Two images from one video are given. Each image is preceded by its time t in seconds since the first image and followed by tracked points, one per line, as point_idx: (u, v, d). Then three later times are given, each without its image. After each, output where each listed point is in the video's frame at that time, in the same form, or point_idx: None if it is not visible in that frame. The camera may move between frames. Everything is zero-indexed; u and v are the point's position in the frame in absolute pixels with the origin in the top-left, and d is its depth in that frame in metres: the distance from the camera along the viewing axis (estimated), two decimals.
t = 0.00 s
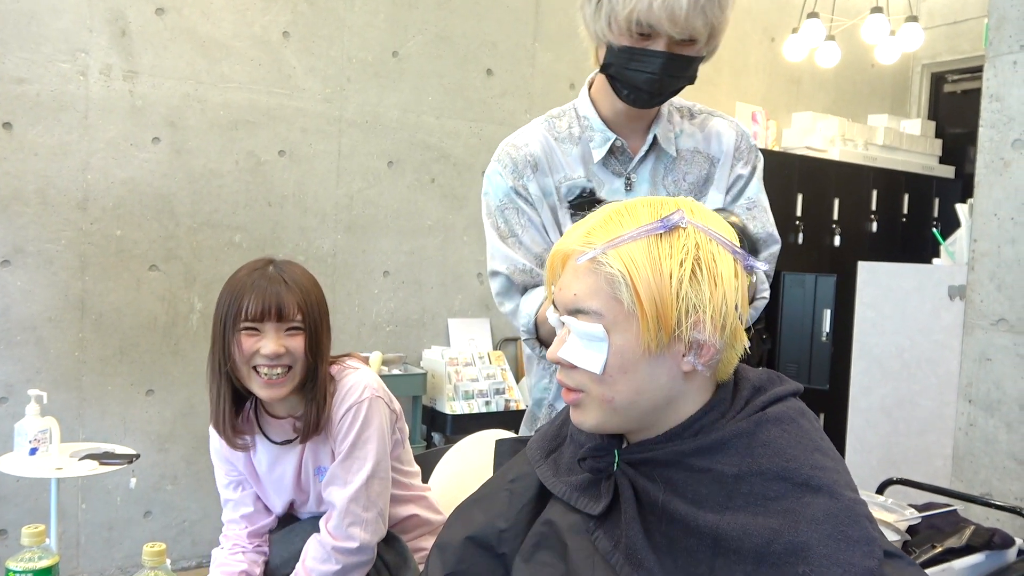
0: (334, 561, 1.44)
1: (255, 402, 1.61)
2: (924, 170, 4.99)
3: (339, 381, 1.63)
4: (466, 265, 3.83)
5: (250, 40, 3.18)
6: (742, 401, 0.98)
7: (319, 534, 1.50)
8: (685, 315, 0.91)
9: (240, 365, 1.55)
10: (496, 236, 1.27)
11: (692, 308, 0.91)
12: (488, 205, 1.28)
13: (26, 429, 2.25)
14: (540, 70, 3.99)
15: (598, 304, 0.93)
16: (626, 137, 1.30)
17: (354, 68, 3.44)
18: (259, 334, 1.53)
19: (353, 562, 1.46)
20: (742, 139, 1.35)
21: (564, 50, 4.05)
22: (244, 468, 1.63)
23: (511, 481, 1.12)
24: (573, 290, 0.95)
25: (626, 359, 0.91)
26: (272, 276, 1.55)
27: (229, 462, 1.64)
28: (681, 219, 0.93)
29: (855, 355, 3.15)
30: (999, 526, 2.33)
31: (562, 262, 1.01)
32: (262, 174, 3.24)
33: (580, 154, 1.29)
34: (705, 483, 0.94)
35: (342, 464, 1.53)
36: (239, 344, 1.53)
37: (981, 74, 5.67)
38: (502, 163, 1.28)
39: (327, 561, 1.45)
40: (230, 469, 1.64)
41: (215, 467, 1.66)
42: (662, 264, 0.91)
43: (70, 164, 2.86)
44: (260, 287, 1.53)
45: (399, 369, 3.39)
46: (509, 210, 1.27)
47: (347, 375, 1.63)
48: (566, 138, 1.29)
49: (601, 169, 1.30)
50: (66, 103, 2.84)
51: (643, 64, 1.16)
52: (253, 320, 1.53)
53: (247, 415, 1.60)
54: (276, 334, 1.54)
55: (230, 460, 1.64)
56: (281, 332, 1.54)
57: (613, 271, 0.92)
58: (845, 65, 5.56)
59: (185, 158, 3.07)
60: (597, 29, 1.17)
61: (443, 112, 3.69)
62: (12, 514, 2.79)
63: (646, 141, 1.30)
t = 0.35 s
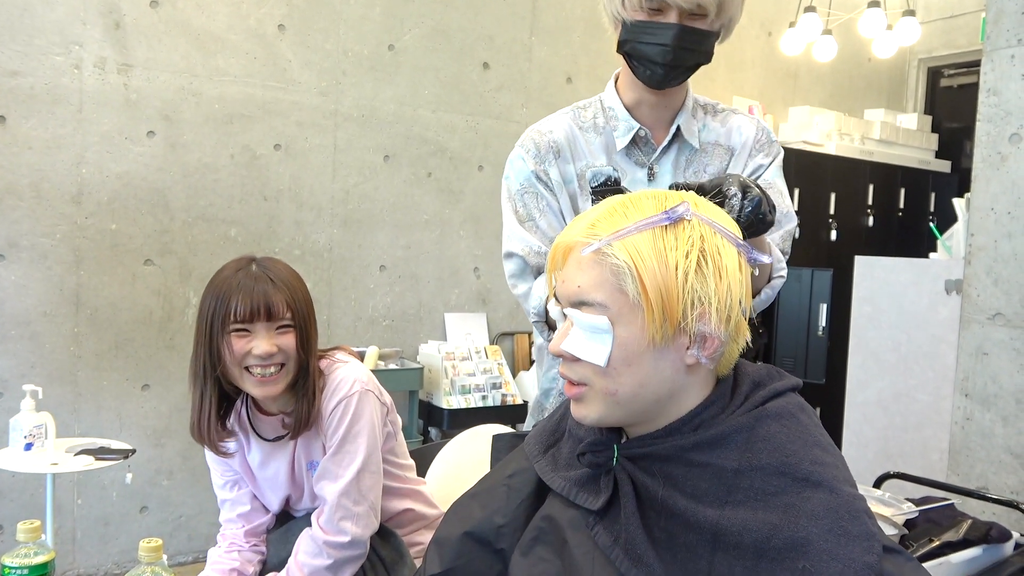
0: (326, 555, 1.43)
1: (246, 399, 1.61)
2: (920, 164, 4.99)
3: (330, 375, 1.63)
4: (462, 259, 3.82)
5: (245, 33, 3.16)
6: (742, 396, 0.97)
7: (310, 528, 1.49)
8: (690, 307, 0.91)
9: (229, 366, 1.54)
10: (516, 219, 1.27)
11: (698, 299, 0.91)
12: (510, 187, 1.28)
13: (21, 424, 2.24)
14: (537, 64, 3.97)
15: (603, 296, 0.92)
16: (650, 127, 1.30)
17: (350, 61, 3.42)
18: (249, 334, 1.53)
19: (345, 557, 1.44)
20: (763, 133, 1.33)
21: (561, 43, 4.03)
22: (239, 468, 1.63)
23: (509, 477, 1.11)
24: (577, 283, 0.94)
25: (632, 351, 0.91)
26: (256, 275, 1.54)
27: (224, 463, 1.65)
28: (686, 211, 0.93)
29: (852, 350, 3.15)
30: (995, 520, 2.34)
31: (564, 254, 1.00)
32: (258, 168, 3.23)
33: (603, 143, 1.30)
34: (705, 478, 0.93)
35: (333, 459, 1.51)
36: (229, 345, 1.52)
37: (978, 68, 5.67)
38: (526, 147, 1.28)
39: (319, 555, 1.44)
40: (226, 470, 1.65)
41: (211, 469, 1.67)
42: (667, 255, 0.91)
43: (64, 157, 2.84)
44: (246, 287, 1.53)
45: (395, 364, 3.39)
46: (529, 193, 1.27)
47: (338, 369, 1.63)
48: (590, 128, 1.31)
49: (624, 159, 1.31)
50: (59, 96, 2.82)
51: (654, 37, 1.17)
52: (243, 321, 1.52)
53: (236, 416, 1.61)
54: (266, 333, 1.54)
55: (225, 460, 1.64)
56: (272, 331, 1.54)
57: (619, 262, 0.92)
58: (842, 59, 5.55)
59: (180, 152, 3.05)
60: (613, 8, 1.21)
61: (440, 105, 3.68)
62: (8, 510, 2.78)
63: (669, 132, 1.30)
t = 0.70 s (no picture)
0: (321, 553, 1.43)
1: (242, 396, 1.60)
2: (917, 162, 4.99)
3: (325, 372, 1.62)
4: (459, 257, 3.82)
5: (241, 31, 3.15)
6: (741, 392, 0.97)
7: (306, 526, 1.48)
8: (690, 300, 0.90)
9: (227, 361, 1.54)
10: (521, 219, 1.27)
11: (698, 293, 0.91)
12: (515, 188, 1.29)
13: (17, 423, 2.23)
14: (534, 61, 3.96)
15: (603, 289, 0.92)
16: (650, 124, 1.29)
17: (346, 59, 3.42)
18: (249, 330, 1.53)
19: (342, 554, 1.45)
20: (764, 124, 1.29)
21: (558, 41, 4.03)
22: (235, 466, 1.62)
23: (508, 472, 1.11)
24: (578, 276, 0.94)
25: (632, 344, 0.90)
26: (258, 271, 1.54)
27: (220, 462, 1.64)
28: (686, 206, 0.92)
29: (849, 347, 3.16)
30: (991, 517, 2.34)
31: (564, 249, 1.00)
32: (254, 166, 3.22)
33: (605, 142, 1.30)
34: (703, 473, 0.93)
35: (329, 455, 1.51)
36: (229, 340, 1.52)
37: (974, 65, 5.68)
38: (532, 149, 1.29)
39: (315, 553, 1.43)
40: (222, 468, 1.64)
41: (207, 467, 1.66)
42: (668, 250, 0.91)
43: (59, 155, 2.83)
44: (248, 283, 1.52)
45: (392, 362, 3.39)
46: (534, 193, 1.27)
47: (333, 366, 1.62)
48: (593, 128, 1.31)
49: (626, 157, 1.31)
50: (54, 94, 2.81)
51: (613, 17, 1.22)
52: (243, 317, 1.52)
53: (231, 412, 1.60)
54: (266, 330, 1.54)
55: (221, 459, 1.64)
56: (272, 328, 1.54)
57: (620, 256, 0.91)
58: (838, 56, 5.55)
59: (176, 150, 3.04)
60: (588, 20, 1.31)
61: (436, 103, 3.67)
62: (4, 509, 2.77)
63: (668, 129, 1.29)
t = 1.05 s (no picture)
0: (317, 547, 1.42)
1: (240, 391, 1.60)
2: (915, 158, 4.99)
3: (323, 365, 1.63)
4: (458, 254, 3.81)
5: (238, 26, 3.14)
6: (741, 387, 0.97)
7: (301, 521, 1.48)
8: (691, 294, 0.90)
9: (226, 352, 1.54)
10: (511, 213, 1.32)
11: (699, 286, 0.91)
12: (511, 178, 1.34)
13: (14, 419, 2.22)
14: (533, 57, 3.95)
15: (605, 282, 0.92)
16: (650, 121, 1.28)
17: (344, 54, 3.41)
18: (249, 319, 1.54)
19: (336, 548, 1.44)
20: (764, 114, 1.28)
21: (556, 37, 4.02)
22: (232, 464, 1.62)
23: (508, 465, 1.11)
24: (579, 270, 0.94)
25: (633, 337, 0.90)
26: (252, 261, 1.55)
27: (218, 461, 1.64)
28: (688, 199, 0.92)
29: (847, 343, 3.16)
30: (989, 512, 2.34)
31: (566, 244, 0.99)
32: (252, 161, 3.21)
33: (608, 140, 1.30)
34: (703, 468, 0.93)
35: (324, 449, 1.51)
36: (229, 330, 1.52)
37: (972, 62, 5.68)
38: (533, 143, 1.33)
39: (310, 547, 1.43)
40: (220, 467, 1.64)
41: (205, 466, 1.67)
42: (669, 243, 0.91)
43: (57, 151, 2.82)
44: (244, 272, 1.53)
45: (390, 359, 3.39)
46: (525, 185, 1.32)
47: (332, 359, 1.63)
48: (596, 126, 1.30)
49: (628, 154, 1.30)
50: (52, 89, 2.80)
51: (637, 44, 1.18)
52: (243, 305, 1.53)
53: (230, 410, 1.59)
54: (267, 317, 1.55)
55: (218, 458, 1.63)
56: (272, 315, 1.55)
57: (622, 249, 0.91)
58: (836, 52, 5.55)
59: (173, 146, 3.03)
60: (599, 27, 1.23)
61: (435, 99, 3.66)
62: (2, 505, 2.76)
63: (670, 126, 1.28)
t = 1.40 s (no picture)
0: (310, 545, 1.42)
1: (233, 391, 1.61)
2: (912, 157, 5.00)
3: (316, 364, 1.63)
4: (455, 253, 3.82)
5: (236, 25, 3.14)
6: (737, 387, 0.97)
7: (296, 519, 1.48)
8: (685, 295, 0.90)
9: (217, 354, 1.54)
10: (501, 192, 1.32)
11: (693, 288, 0.91)
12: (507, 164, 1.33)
13: (11, 418, 2.22)
14: (531, 56, 3.95)
15: (599, 284, 0.92)
16: (653, 124, 1.30)
17: (342, 53, 3.40)
18: (238, 320, 1.54)
19: (329, 547, 1.43)
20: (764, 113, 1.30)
21: (554, 35, 4.02)
22: (227, 463, 1.63)
23: (505, 465, 1.11)
24: (574, 271, 0.94)
25: (628, 338, 0.90)
26: (240, 262, 1.55)
27: (213, 460, 1.65)
28: (682, 200, 0.93)
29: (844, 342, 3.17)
30: (985, 511, 2.35)
31: (560, 245, 0.99)
32: (250, 160, 3.21)
33: (610, 140, 1.31)
34: (697, 468, 0.93)
35: (317, 448, 1.51)
36: (219, 331, 1.52)
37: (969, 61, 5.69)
38: (537, 135, 1.31)
39: (303, 546, 1.43)
40: (215, 467, 1.65)
41: (200, 466, 1.67)
42: (662, 244, 0.91)
43: (54, 149, 2.82)
44: (232, 273, 1.53)
45: (388, 357, 3.39)
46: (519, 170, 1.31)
47: (324, 358, 1.63)
48: (600, 124, 1.31)
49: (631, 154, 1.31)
50: (49, 88, 2.80)
51: (641, 62, 1.18)
52: (232, 306, 1.53)
53: (223, 410, 1.60)
54: (257, 317, 1.55)
55: (213, 457, 1.64)
56: (262, 314, 1.56)
57: (615, 251, 0.92)
58: (834, 51, 5.56)
59: (171, 144, 3.03)
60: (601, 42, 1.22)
61: (433, 98, 3.66)
62: None
63: (672, 128, 1.29)
